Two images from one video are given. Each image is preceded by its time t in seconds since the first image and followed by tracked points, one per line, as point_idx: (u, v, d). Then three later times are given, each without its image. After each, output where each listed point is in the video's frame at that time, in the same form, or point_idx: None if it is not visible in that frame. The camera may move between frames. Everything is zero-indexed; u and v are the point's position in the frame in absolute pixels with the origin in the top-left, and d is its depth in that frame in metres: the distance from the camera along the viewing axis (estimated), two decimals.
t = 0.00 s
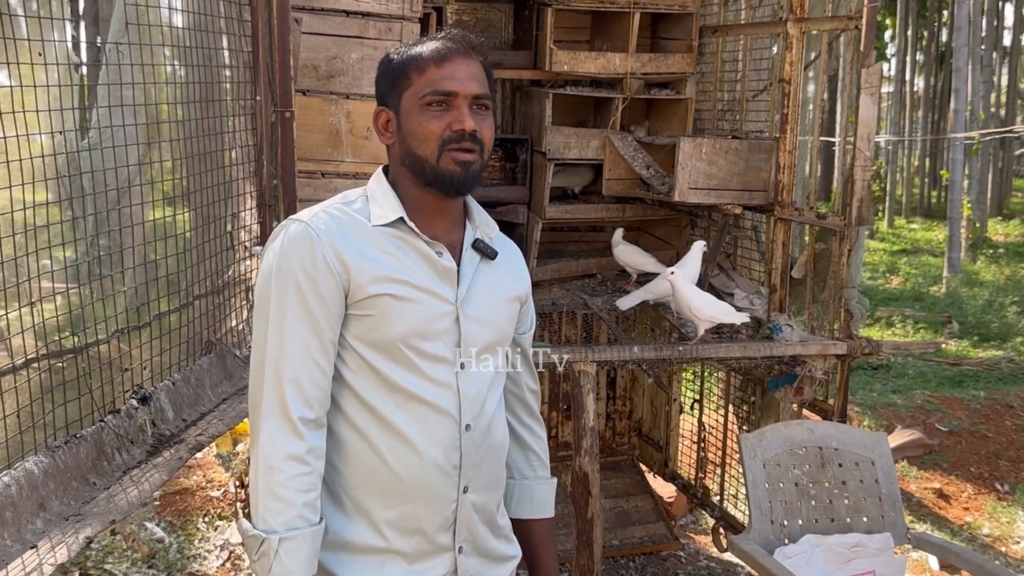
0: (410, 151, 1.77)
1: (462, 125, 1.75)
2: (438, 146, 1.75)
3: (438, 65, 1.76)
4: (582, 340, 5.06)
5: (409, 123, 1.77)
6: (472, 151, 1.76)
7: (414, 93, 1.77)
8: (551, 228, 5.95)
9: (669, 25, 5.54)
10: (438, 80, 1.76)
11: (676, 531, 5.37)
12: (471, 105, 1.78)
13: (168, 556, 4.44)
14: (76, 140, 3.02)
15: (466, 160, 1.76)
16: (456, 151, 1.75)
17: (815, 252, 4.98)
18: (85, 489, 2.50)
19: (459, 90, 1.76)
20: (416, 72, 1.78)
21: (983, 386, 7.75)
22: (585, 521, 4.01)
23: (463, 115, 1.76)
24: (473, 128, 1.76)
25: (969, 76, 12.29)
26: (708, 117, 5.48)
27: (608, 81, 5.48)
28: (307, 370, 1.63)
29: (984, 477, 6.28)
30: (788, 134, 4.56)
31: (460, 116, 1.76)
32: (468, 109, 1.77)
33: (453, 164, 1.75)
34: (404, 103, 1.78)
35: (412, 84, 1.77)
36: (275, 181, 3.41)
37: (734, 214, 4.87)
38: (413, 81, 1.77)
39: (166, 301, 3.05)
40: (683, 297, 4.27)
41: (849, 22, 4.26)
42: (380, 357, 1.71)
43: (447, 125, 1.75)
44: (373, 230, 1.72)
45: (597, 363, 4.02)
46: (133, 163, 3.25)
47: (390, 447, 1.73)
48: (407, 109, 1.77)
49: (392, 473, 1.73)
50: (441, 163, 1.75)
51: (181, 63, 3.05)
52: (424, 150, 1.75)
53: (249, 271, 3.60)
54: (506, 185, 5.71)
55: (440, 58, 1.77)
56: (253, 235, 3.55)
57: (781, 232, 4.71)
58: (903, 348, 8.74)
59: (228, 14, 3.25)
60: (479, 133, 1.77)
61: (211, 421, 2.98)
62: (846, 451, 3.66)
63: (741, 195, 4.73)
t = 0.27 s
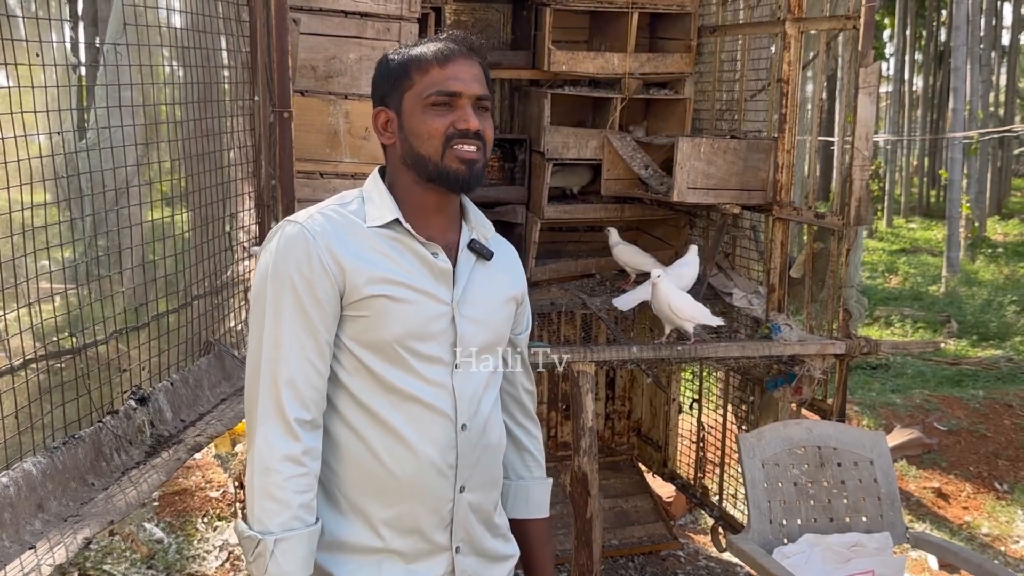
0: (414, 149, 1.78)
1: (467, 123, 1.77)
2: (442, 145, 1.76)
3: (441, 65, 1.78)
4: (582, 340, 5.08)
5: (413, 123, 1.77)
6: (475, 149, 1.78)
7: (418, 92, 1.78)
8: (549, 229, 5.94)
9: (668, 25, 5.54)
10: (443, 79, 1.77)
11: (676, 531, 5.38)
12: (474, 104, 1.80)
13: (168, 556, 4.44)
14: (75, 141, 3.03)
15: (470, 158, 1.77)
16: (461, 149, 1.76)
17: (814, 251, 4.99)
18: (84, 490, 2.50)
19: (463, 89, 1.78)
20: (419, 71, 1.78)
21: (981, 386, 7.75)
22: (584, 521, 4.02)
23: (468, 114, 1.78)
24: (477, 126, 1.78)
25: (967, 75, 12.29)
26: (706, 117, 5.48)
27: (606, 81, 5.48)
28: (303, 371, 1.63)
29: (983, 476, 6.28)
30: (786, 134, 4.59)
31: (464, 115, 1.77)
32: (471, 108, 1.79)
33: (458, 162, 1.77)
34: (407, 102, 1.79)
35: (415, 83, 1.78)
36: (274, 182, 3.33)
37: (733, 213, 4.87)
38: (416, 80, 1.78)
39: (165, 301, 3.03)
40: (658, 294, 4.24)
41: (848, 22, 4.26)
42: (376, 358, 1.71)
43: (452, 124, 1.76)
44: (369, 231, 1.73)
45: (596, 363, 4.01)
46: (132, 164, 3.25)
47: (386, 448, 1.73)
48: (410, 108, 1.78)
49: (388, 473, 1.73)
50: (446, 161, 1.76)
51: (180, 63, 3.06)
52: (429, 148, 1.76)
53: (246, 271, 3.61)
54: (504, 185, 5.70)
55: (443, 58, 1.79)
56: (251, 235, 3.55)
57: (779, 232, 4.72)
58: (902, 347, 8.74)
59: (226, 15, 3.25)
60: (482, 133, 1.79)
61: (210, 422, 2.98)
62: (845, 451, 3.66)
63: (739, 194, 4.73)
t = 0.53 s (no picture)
0: (391, 149, 1.79)
1: (440, 123, 1.76)
2: (416, 145, 1.77)
3: (417, 65, 1.79)
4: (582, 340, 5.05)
5: (390, 123, 1.79)
6: (450, 148, 1.77)
7: (395, 92, 1.79)
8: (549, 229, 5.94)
9: (667, 25, 5.54)
10: (419, 79, 1.78)
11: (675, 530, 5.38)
12: (452, 103, 1.79)
13: (168, 557, 4.44)
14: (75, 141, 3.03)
15: (444, 157, 1.77)
16: (433, 148, 1.76)
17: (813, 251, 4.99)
18: (84, 490, 2.51)
19: (439, 89, 1.78)
20: (398, 72, 1.80)
21: (981, 386, 7.75)
22: (584, 521, 4.02)
23: (443, 113, 1.77)
24: (452, 125, 1.77)
25: (967, 75, 12.29)
26: (706, 117, 5.48)
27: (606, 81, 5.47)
28: (297, 371, 1.63)
29: (983, 476, 6.29)
30: (785, 134, 4.59)
31: (439, 114, 1.77)
32: (448, 107, 1.78)
33: (431, 161, 1.77)
34: (387, 103, 1.80)
35: (393, 84, 1.80)
36: (273, 183, 3.28)
37: (732, 214, 4.87)
38: (394, 80, 1.80)
39: (165, 302, 3.03)
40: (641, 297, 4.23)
41: (847, 22, 4.26)
42: (371, 358, 1.72)
43: (426, 123, 1.76)
44: (362, 231, 1.73)
45: (595, 363, 4.02)
46: (132, 164, 3.26)
47: (382, 448, 1.74)
48: (388, 109, 1.80)
49: (384, 473, 1.74)
50: (420, 161, 1.77)
51: (180, 64, 3.07)
52: (403, 148, 1.77)
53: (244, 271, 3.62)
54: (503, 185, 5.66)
55: (419, 58, 1.80)
56: (251, 236, 3.55)
57: (779, 232, 4.71)
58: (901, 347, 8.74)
59: (226, 16, 3.23)
60: (458, 132, 1.78)
61: (210, 422, 2.98)
62: (845, 451, 3.66)
63: (739, 195, 4.74)
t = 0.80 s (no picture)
0: (367, 147, 1.78)
1: (415, 115, 1.75)
2: (392, 139, 1.76)
3: (388, 58, 1.78)
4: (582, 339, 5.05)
5: (364, 120, 1.78)
6: (428, 140, 1.76)
7: (366, 88, 1.79)
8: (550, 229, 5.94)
9: (668, 25, 5.54)
10: (388, 73, 1.77)
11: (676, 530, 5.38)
12: (425, 94, 1.79)
13: (169, 557, 4.44)
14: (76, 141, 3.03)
15: (422, 150, 1.76)
16: (410, 141, 1.75)
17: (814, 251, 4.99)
18: (85, 490, 2.51)
19: (410, 80, 1.77)
20: (367, 68, 1.80)
21: (982, 386, 7.74)
22: (585, 521, 4.01)
23: (416, 105, 1.76)
24: (426, 117, 1.76)
25: (968, 74, 12.28)
26: (707, 117, 5.48)
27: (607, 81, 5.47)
28: (280, 378, 1.61)
29: (984, 476, 6.28)
30: (786, 134, 4.58)
31: (413, 106, 1.76)
32: (421, 99, 1.77)
33: (410, 155, 1.76)
34: (359, 99, 1.80)
35: (364, 80, 1.79)
36: (274, 183, 3.31)
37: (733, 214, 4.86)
38: (365, 76, 1.79)
39: (166, 302, 3.05)
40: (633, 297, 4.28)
41: (848, 22, 4.26)
42: (354, 362, 1.71)
43: (401, 117, 1.75)
44: (342, 231, 1.72)
45: (596, 363, 4.02)
46: (132, 165, 3.26)
47: (367, 453, 1.73)
48: (361, 105, 1.79)
49: (369, 479, 1.73)
50: (398, 156, 1.76)
51: (181, 65, 3.07)
52: (380, 145, 1.76)
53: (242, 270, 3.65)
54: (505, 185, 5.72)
55: (390, 51, 1.79)
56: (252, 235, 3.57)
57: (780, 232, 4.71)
58: (902, 347, 8.73)
59: (226, 16, 3.25)
60: (433, 122, 1.77)
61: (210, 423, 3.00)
62: (845, 450, 3.66)
63: (740, 195, 4.73)
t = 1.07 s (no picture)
0: (326, 144, 1.74)
1: (374, 112, 1.71)
2: (351, 137, 1.71)
3: (344, 51, 1.73)
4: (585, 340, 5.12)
5: (322, 117, 1.73)
6: (388, 138, 1.72)
7: (323, 82, 1.73)
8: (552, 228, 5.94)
9: (670, 25, 5.54)
10: (345, 67, 1.72)
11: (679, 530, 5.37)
12: (384, 89, 1.73)
13: (171, 556, 4.43)
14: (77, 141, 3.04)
15: (382, 148, 1.72)
16: (370, 139, 1.71)
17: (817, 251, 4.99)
18: (87, 489, 2.51)
19: (368, 75, 1.72)
20: (323, 61, 1.74)
21: (985, 386, 7.73)
22: (587, 521, 4.01)
23: (375, 101, 1.71)
24: (386, 112, 1.71)
25: (972, 74, 12.27)
26: (709, 117, 5.48)
27: (609, 81, 5.48)
28: (251, 387, 1.56)
29: (987, 476, 6.27)
30: (789, 133, 4.58)
31: (371, 102, 1.71)
32: (380, 94, 1.72)
33: (370, 154, 1.71)
34: (316, 94, 1.74)
35: (319, 74, 1.74)
36: (276, 181, 3.29)
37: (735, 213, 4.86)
38: (320, 71, 1.74)
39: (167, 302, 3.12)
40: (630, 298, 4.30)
41: (851, 21, 4.25)
42: (326, 366, 1.68)
43: (359, 114, 1.71)
44: (308, 231, 1.67)
45: (598, 363, 4.02)
46: (134, 165, 3.27)
47: (342, 458, 1.71)
48: (318, 101, 1.74)
49: (345, 484, 1.71)
50: (357, 154, 1.71)
51: (184, 65, 3.08)
52: (338, 142, 1.72)
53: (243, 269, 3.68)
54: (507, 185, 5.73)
55: (346, 44, 1.73)
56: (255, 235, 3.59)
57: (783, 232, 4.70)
58: (905, 348, 8.72)
59: (229, 16, 3.24)
60: (393, 117, 1.72)
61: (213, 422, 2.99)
62: (848, 450, 3.66)
63: (742, 195, 4.72)
